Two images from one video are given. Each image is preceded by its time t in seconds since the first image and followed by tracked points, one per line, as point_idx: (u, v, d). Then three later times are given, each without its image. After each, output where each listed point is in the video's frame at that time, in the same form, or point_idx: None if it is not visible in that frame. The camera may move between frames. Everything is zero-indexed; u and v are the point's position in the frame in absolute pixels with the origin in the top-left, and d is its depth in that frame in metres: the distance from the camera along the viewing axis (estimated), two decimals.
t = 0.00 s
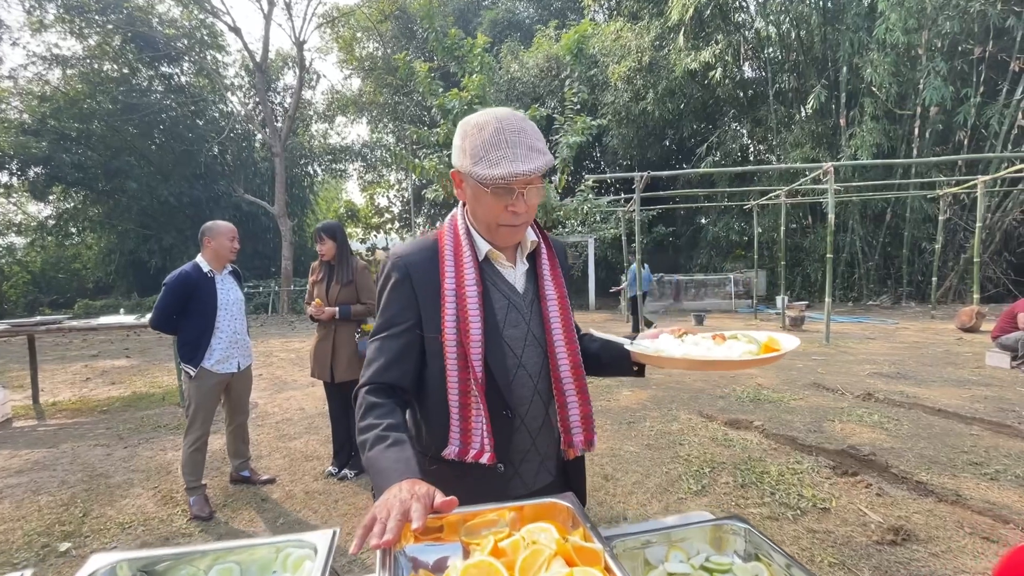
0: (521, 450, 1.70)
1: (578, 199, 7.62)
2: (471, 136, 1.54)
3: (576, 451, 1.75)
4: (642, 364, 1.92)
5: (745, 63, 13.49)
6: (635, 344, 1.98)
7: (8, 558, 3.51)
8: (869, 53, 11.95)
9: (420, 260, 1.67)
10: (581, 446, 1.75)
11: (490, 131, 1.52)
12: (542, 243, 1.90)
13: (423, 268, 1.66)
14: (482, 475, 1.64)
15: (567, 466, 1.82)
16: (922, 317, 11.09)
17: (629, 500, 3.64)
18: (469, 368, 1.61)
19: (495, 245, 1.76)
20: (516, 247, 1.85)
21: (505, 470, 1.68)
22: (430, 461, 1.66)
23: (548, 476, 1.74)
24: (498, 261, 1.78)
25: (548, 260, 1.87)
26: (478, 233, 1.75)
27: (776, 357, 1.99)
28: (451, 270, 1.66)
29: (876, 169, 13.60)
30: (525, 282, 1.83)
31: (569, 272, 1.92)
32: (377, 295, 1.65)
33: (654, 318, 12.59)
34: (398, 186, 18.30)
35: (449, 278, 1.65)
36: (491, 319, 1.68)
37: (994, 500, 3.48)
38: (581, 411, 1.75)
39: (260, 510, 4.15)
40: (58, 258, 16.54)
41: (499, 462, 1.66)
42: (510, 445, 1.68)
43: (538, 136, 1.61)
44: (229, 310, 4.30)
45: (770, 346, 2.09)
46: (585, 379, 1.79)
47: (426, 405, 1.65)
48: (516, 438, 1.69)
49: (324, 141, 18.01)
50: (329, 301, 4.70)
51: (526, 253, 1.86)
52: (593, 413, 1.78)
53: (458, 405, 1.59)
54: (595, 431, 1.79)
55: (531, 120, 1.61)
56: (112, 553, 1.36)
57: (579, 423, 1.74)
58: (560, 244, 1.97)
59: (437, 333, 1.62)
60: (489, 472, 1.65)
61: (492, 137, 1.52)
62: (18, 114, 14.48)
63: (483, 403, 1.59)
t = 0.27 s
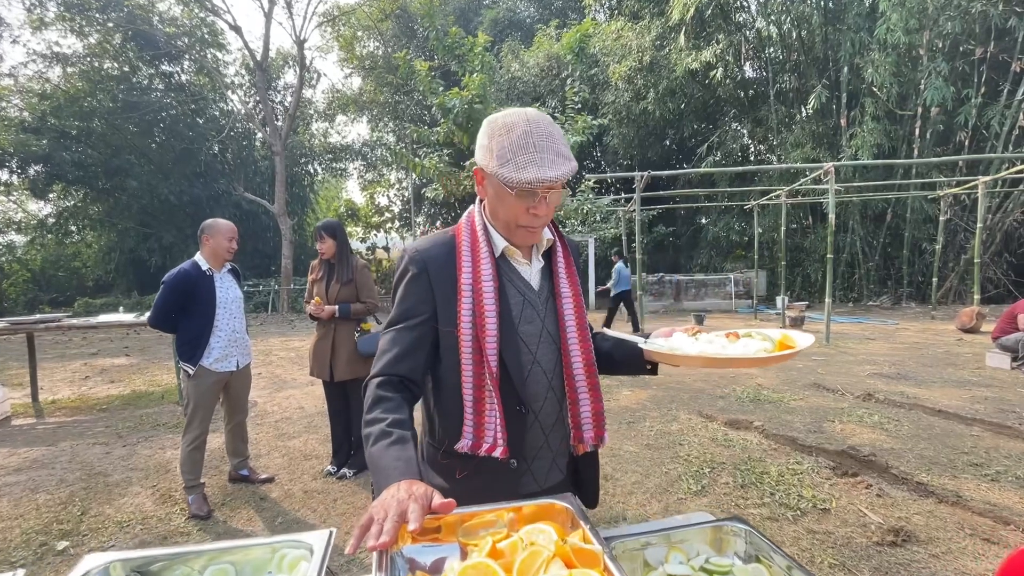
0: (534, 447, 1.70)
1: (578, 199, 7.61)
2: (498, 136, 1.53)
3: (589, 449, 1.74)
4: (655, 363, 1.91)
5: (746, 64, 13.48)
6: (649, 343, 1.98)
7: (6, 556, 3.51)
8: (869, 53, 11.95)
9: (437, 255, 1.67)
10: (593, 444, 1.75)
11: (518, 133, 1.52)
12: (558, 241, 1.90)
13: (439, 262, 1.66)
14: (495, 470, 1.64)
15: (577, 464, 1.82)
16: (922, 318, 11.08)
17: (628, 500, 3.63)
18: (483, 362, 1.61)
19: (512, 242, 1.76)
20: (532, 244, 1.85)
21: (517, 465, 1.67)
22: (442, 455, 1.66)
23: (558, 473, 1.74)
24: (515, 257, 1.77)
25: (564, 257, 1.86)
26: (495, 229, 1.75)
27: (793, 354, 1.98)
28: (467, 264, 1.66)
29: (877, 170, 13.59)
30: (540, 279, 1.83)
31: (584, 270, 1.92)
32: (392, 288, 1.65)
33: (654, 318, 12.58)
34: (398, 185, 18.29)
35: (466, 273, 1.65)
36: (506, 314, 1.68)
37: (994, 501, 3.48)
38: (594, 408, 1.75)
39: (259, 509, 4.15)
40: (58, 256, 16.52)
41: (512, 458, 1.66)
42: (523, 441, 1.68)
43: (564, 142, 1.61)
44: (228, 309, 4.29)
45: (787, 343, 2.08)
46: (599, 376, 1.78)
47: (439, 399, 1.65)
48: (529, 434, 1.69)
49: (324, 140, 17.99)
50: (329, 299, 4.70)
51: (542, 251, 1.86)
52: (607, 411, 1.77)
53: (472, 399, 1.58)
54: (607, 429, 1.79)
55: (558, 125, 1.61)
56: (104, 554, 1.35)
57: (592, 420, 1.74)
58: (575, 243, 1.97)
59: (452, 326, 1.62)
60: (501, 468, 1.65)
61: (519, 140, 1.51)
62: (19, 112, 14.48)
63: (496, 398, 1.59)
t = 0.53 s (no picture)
0: (538, 438, 1.71)
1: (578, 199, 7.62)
2: (507, 134, 1.55)
3: (591, 441, 1.76)
4: (658, 358, 1.95)
5: (747, 64, 13.47)
6: (652, 339, 2.02)
7: (7, 552, 3.53)
8: (871, 53, 11.94)
9: (446, 250, 1.69)
10: (596, 436, 1.76)
11: (526, 131, 1.53)
12: (564, 238, 1.91)
13: (448, 257, 1.68)
14: (499, 461, 1.65)
15: (580, 458, 1.83)
16: (923, 318, 11.06)
17: (625, 498, 3.64)
18: (489, 355, 1.62)
19: (519, 238, 1.77)
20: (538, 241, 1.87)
21: (521, 456, 1.69)
22: (447, 446, 1.67)
23: (562, 466, 1.76)
24: (521, 254, 1.79)
25: (569, 255, 1.88)
26: (502, 226, 1.77)
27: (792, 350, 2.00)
28: (475, 259, 1.68)
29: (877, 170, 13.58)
30: (546, 276, 1.84)
31: (589, 267, 1.94)
32: (401, 282, 1.67)
33: (654, 318, 12.58)
34: (399, 185, 18.30)
35: (473, 267, 1.66)
36: (512, 308, 1.70)
37: (990, 500, 3.48)
38: (597, 402, 1.77)
39: (258, 506, 4.17)
40: (60, 256, 16.54)
41: (516, 449, 1.67)
42: (527, 433, 1.70)
43: (572, 143, 1.62)
44: (228, 307, 4.31)
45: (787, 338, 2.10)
46: (603, 370, 1.80)
47: (446, 391, 1.66)
48: (533, 426, 1.71)
49: (325, 140, 17.99)
50: (329, 298, 4.71)
51: (547, 248, 1.88)
52: (610, 404, 1.80)
53: (477, 390, 1.60)
54: (610, 422, 1.81)
55: (566, 126, 1.62)
56: (105, 542, 1.37)
57: (595, 413, 1.76)
58: (580, 241, 1.99)
59: (459, 319, 1.63)
60: (505, 459, 1.66)
61: (526, 138, 1.52)
62: (21, 112, 14.51)
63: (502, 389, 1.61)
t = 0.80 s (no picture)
0: (535, 436, 1.74)
1: (579, 200, 7.64)
2: (505, 139, 1.57)
3: (589, 439, 1.77)
4: (654, 359, 1.94)
5: (749, 65, 13.46)
6: (647, 340, 2.02)
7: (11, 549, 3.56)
8: (873, 54, 11.93)
9: (447, 251, 1.71)
10: (594, 434, 1.78)
11: (523, 136, 1.56)
12: (563, 240, 1.92)
13: (449, 258, 1.70)
14: (497, 457, 1.67)
15: (577, 455, 1.85)
16: (925, 320, 11.04)
17: (623, 498, 3.66)
18: (487, 353, 1.65)
19: (518, 241, 1.78)
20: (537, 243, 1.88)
21: (519, 454, 1.71)
22: (447, 442, 1.70)
23: (559, 463, 1.77)
24: (520, 256, 1.80)
25: (568, 257, 1.89)
26: (501, 228, 1.78)
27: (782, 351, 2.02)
28: (475, 260, 1.70)
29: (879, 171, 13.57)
30: (544, 277, 1.86)
31: (588, 269, 1.94)
32: (403, 283, 1.70)
33: (656, 318, 12.58)
34: (401, 186, 18.31)
35: (473, 268, 1.68)
36: (509, 308, 1.72)
37: (986, 501, 3.48)
38: (595, 400, 1.78)
39: (260, 504, 4.20)
40: (64, 256, 16.59)
41: (513, 446, 1.69)
42: (524, 430, 1.72)
43: (568, 147, 1.65)
44: (230, 308, 4.34)
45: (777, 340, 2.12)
46: (600, 370, 1.81)
47: (445, 388, 1.69)
48: (529, 423, 1.73)
49: (328, 141, 18.02)
50: (330, 300, 4.74)
51: (547, 250, 1.89)
52: (607, 403, 1.80)
53: (476, 387, 1.62)
54: (608, 420, 1.82)
55: (562, 131, 1.65)
56: (108, 535, 1.40)
57: (593, 411, 1.77)
58: (580, 244, 2.00)
59: (458, 318, 1.66)
60: (503, 455, 1.68)
61: (522, 141, 1.55)
62: (26, 113, 14.60)
63: (499, 387, 1.63)
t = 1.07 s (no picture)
0: (524, 436, 1.78)
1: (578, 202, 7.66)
2: (493, 145, 1.60)
3: (576, 440, 1.81)
4: (642, 363, 1.96)
5: (749, 67, 13.47)
6: (634, 344, 2.03)
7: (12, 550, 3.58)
8: (873, 56, 11.93)
9: (439, 256, 1.76)
10: (581, 435, 1.81)
11: (510, 142, 1.58)
12: (553, 244, 1.94)
13: (441, 263, 1.75)
14: (486, 457, 1.72)
15: (567, 455, 1.88)
16: (925, 322, 11.01)
17: (618, 499, 3.67)
18: (476, 355, 1.69)
19: (507, 245, 1.81)
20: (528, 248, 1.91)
21: (508, 454, 1.75)
22: (438, 441, 1.74)
23: (548, 464, 1.81)
24: (510, 260, 1.83)
25: (558, 261, 1.91)
26: (492, 233, 1.82)
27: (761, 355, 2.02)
28: (465, 265, 1.74)
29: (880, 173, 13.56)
30: (534, 280, 1.89)
31: (578, 272, 1.97)
32: (396, 287, 1.75)
33: (656, 320, 12.59)
34: (403, 188, 18.35)
35: (463, 273, 1.73)
36: (499, 311, 1.76)
37: (979, 503, 3.48)
38: (582, 402, 1.81)
39: (258, 506, 4.22)
40: (68, 258, 16.64)
41: (502, 445, 1.73)
42: (514, 430, 1.76)
43: (556, 152, 1.66)
44: (229, 311, 4.37)
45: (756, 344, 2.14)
46: (588, 373, 1.84)
47: (437, 390, 1.74)
48: (518, 424, 1.77)
49: (329, 143, 18.09)
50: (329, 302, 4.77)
51: (537, 254, 1.92)
52: (595, 405, 1.83)
53: (465, 389, 1.67)
54: (595, 422, 1.85)
55: (550, 137, 1.67)
56: (101, 533, 1.42)
57: (580, 413, 1.80)
58: (571, 247, 2.02)
59: (449, 322, 1.71)
60: (492, 455, 1.72)
61: (510, 146, 1.57)
62: (30, 116, 14.68)
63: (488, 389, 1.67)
